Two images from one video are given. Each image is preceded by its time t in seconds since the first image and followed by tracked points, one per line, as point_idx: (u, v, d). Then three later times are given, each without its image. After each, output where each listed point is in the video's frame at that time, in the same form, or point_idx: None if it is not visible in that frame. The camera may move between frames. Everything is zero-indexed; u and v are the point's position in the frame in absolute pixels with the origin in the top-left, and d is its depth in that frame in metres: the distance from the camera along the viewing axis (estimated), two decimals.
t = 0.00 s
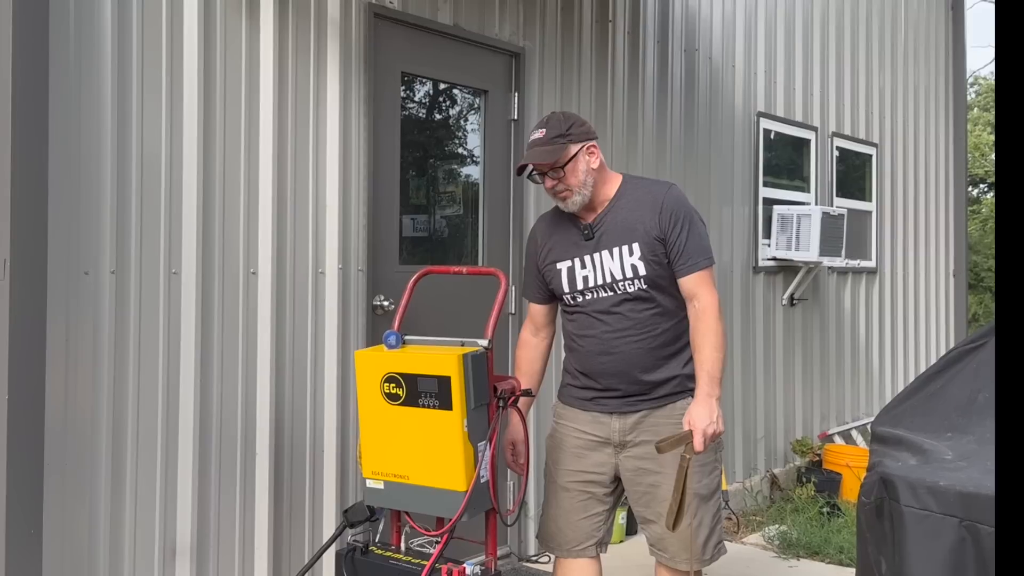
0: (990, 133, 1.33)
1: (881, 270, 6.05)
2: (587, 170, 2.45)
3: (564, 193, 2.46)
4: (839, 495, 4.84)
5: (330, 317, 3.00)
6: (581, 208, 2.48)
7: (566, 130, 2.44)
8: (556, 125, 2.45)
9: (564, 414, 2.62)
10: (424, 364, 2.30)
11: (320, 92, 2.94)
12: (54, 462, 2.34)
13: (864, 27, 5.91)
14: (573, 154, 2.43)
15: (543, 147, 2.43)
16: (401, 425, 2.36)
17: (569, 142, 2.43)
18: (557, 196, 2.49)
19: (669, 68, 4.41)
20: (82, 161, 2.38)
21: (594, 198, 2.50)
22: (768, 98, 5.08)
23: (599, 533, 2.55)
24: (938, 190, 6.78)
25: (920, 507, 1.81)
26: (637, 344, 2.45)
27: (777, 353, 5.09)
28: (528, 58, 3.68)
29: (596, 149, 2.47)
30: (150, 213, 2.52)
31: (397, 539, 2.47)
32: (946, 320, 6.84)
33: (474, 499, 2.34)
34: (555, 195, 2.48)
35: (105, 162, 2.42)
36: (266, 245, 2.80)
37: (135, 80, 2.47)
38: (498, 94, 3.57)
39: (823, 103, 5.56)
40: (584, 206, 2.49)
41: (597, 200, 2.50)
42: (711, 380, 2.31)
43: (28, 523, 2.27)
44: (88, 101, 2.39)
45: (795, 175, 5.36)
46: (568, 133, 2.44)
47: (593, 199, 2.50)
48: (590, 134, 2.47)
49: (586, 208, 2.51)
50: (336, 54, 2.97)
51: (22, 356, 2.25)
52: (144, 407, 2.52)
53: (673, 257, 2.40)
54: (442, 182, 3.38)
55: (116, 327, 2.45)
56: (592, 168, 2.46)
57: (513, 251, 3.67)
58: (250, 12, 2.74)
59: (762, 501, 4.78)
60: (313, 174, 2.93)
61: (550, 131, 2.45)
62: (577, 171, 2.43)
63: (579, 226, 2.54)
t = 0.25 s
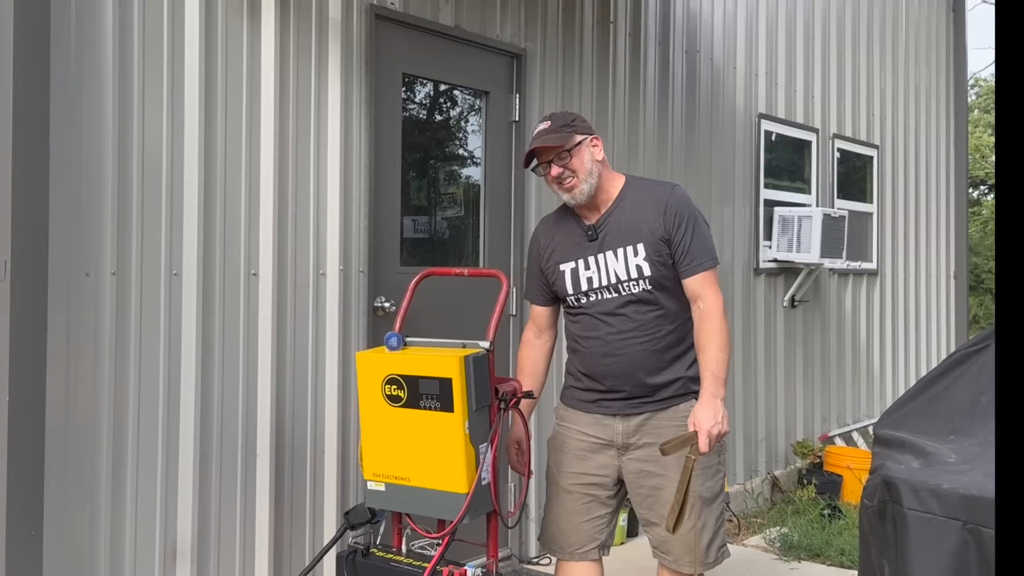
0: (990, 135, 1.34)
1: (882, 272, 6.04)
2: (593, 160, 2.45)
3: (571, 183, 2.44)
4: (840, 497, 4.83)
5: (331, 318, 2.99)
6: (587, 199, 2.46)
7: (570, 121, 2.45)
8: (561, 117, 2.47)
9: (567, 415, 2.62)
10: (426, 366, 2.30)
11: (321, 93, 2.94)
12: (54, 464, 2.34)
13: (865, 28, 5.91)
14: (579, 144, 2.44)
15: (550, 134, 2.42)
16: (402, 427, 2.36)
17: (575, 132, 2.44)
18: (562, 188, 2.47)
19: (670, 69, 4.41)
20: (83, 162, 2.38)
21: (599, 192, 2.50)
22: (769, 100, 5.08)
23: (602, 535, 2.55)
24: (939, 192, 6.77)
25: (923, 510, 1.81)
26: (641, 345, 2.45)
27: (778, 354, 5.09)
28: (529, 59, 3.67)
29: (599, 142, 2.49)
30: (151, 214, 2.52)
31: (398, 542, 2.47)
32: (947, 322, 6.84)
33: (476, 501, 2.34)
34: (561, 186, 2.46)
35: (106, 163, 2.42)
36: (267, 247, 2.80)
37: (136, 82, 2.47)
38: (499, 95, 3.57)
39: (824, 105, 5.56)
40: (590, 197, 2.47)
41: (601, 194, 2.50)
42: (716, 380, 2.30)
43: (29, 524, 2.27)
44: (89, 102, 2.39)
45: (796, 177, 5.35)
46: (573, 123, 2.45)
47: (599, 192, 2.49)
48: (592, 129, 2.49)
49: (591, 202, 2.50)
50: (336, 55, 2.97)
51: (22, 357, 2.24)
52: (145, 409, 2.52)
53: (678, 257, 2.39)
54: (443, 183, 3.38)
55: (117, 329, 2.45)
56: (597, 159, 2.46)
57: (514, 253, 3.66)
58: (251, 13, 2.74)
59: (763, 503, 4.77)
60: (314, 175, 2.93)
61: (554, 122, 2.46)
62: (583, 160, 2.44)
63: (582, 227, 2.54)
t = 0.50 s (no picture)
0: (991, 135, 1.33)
1: (882, 274, 6.04)
2: (597, 156, 2.47)
3: (579, 176, 2.44)
4: (841, 499, 4.83)
5: (332, 320, 2.99)
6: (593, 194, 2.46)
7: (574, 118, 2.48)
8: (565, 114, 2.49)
9: (568, 418, 2.62)
10: (427, 367, 2.29)
11: (322, 94, 2.93)
12: (55, 466, 2.33)
13: (866, 30, 5.91)
14: (584, 139, 2.46)
15: (558, 127, 2.43)
16: (403, 429, 2.35)
17: (580, 127, 2.47)
18: (567, 184, 2.48)
19: (671, 70, 4.41)
20: (84, 164, 2.38)
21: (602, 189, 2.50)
22: (769, 102, 5.08)
23: (603, 538, 2.55)
24: (939, 194, 6.77)
25: (926, 513, 1.80)
26: (644, 348, 2.44)
27: (778, 357, 5.08)
28: (530, 61, 3.67)
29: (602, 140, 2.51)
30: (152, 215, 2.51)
31: (399, 544, 2.46)
32: (947, 324, 6.84)
33: (477, 503, 2.33)
34: (566, 182, 2.47)
35: (106, 165, 2.42)
36: (268, 249, 2.80)
37: (137, 83, 2.47)
38: (500, 97, 3.56)
39: (824, 106, 5.56)
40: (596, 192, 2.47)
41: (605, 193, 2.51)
42: (719, 383, 2.30)
43: (29, 526, 2.26)
44: (90, 104, 2.39)
45: (797, 179, 5.34)
46: (577, 120, 2.48)
47: (603, 189, 2.50)
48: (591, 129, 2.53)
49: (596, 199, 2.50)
50: (338, 57, 2.97)
51: (23, 359, 2.24)
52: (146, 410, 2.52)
53: (680, 259, 2.39)
54: (444, 185, 3.37)
55: (118, 330, 2.44)
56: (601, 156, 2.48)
57: (515, 254, 3.66)
58: (252, 15, 2.74)
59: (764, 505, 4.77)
60: (315, 177, 2.92)
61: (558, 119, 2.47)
62: (590, 154, 2.45)
63: (584, 228, 2.53)
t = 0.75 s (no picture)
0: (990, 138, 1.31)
1: (883, 276, 6.04)
2: (593, 165, 2.46)
3: (571, 188, 2.45)
4: (842, 501, 4.83)
5: (332, 322, 2.99)
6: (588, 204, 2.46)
7: (570, 127, 2.47)
8: (559, 123, 2.48)
9: (569, 420, 2.61)
10: (428, 370, 2.29)
11: (324, 96, 2.94)
12: (56, 468, 2.33)
13: (866, 33, 5.91)
14: (579, 149, 2.45)
15: (549, 140, 2.44)
16: (405, 431, 2.35)
17: (575, 137, 2.45)
18: (562, 194, 2.48)
19: (672, 73, 4.41)
20: (85, 166, 2.38)
21: (599, 197, 2.50)
22: (770, 104, 5.08)
23: (602, 540, 2.55)
24: (940, 196, 6.78)
25: (928, 516, 1.80)
26: (645, 350, 2.44)
27: (779, 359, 5.08)
28: (531, 63, 3.67)
29: (598, 147, 2.49)
30: (153, 217, 2.51)
31: (400, 546, 2.46)
32: (948, 326, 6.84)
33: (478, 506, 2.33)
34: (561, 192, 2.48)
35: (108, 168, 2.42)
36: (269, 252, 2.80)
37: (138, 86, 2.47)
38: (501, 99, 3.56)
39: (825, 109, 5.56)
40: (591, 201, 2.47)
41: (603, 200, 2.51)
42: (721, 385, 2.30)
43: (30, 529, 2.26)
44: (91, 106, 2.39)
45: (797, 181, 5.34)
46: (570, 129, 2.47)
47: (599, 197, 2.49)
48: (592, 134, 2.50)
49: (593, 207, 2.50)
50: (339, 60, 2.97)
51: (24, 361, 2.24)
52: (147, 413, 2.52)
53: (680, 261, 2.39)
54: (445, 187, 3.37)
55: (119, 333, 2.45)
56: (596, 164, 2.47)
57: (516, 257, 3.66)
58: (254, 17, 2.74)
59: (764, 508, 4.76)
60: (316, 179, 2.92)
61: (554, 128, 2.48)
62: (583, 164, 2.44)
63: (585, 231, 2.54)
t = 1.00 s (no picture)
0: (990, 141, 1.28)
1: (884, 278, 6.05)
2: (573, 186, 2.45)
3: (554, 211, 2.49)
4: (842, 504, 4.83)
5: (332, 325, 2.99)
6: (576, 222, 2.50)
7: (546, 150, 2.45)
8: (537, 146, 2.46)
9: (568, 422, 2.62)
10: (427, 373, 2.30)
11: (324, 99, 2.94)
12: (57, 470, 2.34)
13: (867, 35, 5.92)
14: (555, 174, 2.44)
15: (524, 170, 2.45)
16: (404, 433, 2.36)
17: (550, 162, 2.44)
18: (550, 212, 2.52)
19: (672, 75, 4.41)
20: (86, 169, 2.39)
21: (587, 210, 2.51)
22: (771, 107, 5.09)
23: (602, 542, 2.56)
24: (941, 199, 6.78)
25: (924, 519, 1.80)
26: (642, 353, 2.45)
27: (779, 361, 5.09)
28: (531, 66, 3.68)
29: (581, 162, 2.46)
30: (153, 220, 2.52)
31: (399, 548, 2.46)
32: (949, 329, 6.84)
33: (477, 508, 2.34)
34: (548, 212, 2.51)
35: (109, 171, 2.43)
36: (269, 254, 2.81)
37: (138, 89, 2.48)
38: (500, 101, 3.57)
39: (826, 111, 5.56)
40: (579, 217, 2.50)
41: (592, 211, 2.52)
42: (712, 388, 2.29)
43: (30, 531, 2.27)
44: (91, 109, 2.40)
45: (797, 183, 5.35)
46: (547, 153, 2.44)
47: (587, 210, 2.51)
48: (573, 149, 2.46)
49: (582, 219, 2.53)
50: (339, 63, 2.98)
51: (24, 363, 2.24)
52: (147, 415, 2.52)
53: (673, 264, 2.40)
54: (445, 189, 3.38)
55: (120, 335, 2.45)
56: (579, 183, 2.46)
57: (515, 259, 3.66)
58: (254, 20, 2.75)
59: (764, 510, 4.77)
60: (316, 181, 2.93)
61: (531, 152, 2.47)
62: (562, 189, 2.45)
63: (579, 237, 2.55)
